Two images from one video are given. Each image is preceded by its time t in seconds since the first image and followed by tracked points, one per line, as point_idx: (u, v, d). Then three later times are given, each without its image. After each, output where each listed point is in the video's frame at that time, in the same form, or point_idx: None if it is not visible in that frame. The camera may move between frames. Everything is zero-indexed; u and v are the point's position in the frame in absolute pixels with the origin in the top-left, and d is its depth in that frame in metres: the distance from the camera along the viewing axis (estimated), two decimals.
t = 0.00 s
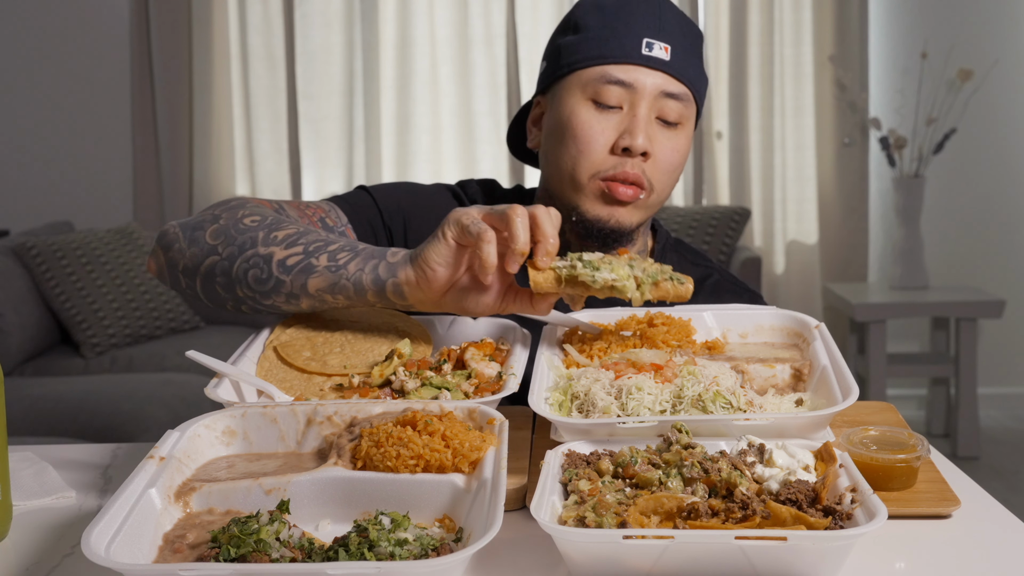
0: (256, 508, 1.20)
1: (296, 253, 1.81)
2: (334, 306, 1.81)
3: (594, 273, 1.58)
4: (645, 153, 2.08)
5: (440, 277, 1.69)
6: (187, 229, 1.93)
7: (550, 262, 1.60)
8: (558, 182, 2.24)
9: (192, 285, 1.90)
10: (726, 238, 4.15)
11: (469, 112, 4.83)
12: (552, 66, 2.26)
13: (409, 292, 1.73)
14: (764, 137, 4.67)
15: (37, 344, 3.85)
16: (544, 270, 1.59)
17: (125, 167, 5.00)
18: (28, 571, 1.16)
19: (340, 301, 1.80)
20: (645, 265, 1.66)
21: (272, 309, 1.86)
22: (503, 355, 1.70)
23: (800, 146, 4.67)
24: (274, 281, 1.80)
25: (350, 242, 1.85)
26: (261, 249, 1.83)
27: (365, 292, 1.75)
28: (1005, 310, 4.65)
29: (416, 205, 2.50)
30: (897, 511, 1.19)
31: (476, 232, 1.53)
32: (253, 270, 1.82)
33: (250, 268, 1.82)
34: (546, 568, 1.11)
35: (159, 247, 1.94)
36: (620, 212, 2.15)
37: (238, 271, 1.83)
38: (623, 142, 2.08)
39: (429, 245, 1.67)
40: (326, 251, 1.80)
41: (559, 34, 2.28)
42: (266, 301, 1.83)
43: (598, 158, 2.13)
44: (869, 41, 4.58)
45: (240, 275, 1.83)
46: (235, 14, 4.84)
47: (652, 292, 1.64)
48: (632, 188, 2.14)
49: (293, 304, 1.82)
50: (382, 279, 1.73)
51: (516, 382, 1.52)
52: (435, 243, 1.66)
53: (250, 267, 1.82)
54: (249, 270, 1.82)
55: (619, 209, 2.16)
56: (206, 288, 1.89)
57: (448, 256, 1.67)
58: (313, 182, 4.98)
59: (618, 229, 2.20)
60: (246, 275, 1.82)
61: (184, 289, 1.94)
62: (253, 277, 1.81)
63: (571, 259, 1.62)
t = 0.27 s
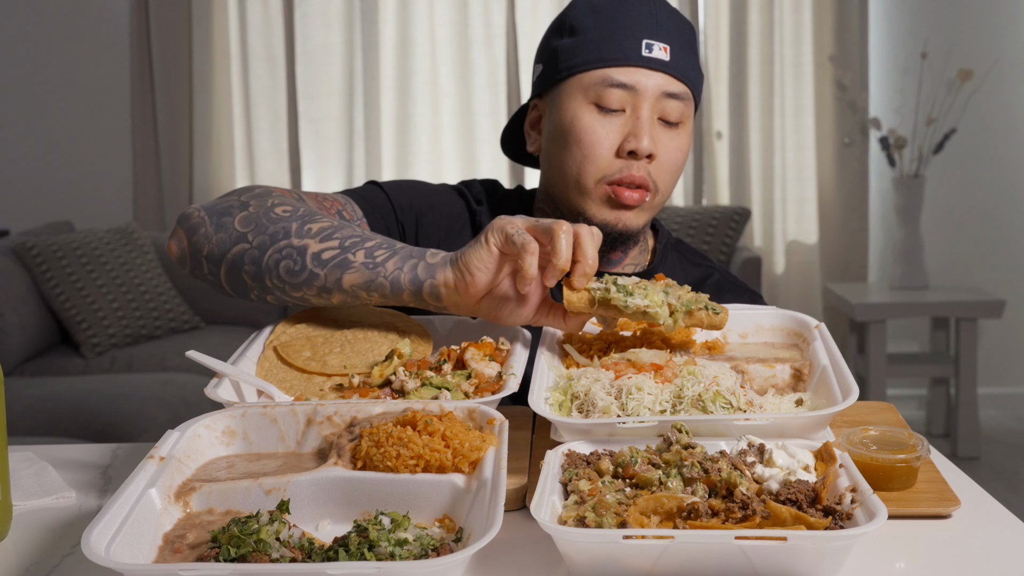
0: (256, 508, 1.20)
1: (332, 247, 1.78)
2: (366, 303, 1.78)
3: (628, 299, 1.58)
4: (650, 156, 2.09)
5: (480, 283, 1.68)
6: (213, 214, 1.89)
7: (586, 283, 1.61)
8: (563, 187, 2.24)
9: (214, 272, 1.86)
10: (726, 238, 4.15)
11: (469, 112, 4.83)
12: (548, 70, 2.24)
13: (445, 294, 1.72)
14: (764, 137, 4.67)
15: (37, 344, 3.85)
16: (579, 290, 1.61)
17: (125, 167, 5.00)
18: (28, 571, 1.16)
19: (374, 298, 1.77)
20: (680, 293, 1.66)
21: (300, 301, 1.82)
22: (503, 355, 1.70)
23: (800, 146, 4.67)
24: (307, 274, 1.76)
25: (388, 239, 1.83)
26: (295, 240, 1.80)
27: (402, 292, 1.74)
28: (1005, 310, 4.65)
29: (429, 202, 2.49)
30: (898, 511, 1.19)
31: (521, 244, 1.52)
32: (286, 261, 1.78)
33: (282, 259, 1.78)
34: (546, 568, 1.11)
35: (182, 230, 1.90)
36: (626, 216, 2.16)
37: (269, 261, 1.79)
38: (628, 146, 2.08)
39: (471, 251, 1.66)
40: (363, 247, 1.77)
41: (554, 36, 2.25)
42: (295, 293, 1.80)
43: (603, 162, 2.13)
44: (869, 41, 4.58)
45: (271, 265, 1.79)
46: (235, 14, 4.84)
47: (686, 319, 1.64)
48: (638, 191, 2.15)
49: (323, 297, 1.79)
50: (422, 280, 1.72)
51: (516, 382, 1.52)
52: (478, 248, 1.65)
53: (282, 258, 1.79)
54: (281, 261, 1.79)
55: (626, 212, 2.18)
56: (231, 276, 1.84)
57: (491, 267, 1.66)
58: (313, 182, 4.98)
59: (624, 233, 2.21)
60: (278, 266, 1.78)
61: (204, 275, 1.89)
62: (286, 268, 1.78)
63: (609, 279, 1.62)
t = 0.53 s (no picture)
0: (256, 508, 1.20)
1: (348, 248, 1.78)
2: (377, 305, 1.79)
3: (635, 343, 1.62)
4: (650, 161, 2.09)
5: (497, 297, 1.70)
6: (228, 210, 1.88)
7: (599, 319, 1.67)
8: (563, 192, 2.25)
9: (224, 267, 1.86)
10: (726, 238, 4.15)
11: (469, 112, 4.83)
12: (547, 73, 2.24)
13: (458, 303, 1.73)
14: (764, 137, 4.67)
15: (37, 344, 3.85)
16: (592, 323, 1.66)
17: (125, 166, 5.00)
18: (28, 571, 1.16)
19: (388, 302, 1.77)
20: (692, 345, 1.69)
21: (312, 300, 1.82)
22: (503, 355, 1.70)
23: (800, 146, 4.67)
24: (322, 274, 1.77)
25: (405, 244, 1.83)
26: (310, 239, 1.80)
27: (416, 296, 1.74)
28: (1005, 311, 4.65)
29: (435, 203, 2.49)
30: (897, 511, 1.19)
31: (541, 266, 1.58)
32: (301, 260, 1.78)
33: (297, 257, 1.79)
34: (546, 568, 1.11)
35: (196, 223, 1.89)
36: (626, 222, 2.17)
37: (284, 259, 1.79)
38: (628, 151, 2.09)
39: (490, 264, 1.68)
40: (379, 249, 1.77)
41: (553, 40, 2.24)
42: (308, 292, 1.80)
43: (603, 168, 2.14)
44: (869, 41, 4.58)
45: (286, 263, 1.79)
46: (235, 14, 4.84)
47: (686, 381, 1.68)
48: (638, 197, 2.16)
49: (336, 298, 1.79)
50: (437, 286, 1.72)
51: (516, 382, 1.52)
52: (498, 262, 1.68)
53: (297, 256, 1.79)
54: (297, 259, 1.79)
55: (626, 218, 2.18)
56: (242, 272, 1.84)
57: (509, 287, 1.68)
58: (313, 182, 4.98)
59: (625, 238, 2.22)
60: (293, 265, 1.79)
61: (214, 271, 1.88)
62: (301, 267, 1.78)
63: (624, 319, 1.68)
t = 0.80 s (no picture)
0: (256, 508, 1.20)
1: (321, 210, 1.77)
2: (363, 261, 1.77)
3: (635, 348, 1.63)
4: (643, 155, 2.08)
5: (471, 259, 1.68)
6: (206, 194, 1.89)
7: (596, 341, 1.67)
8: (560, 187, 2.24)
9: (210, 252, 1.85)
10: (726, 238, 4.15)
11: (469, 112, 4.83)
12: (547, 72, 2.26)
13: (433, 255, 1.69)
14: (764, 137, 4.67)
15: (37, 344, 3.86)
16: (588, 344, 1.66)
17: (125, 166, 5.00)
18: (27, 571, 1.16)
19: (369, 256, 1.75)
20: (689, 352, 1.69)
21: (298, 268, 1.82)
22: (503, 355, 1.70)
23: (800, 146, 4.67)
24: (301, 237, 1.77)
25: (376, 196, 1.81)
26: (285, 206, 1.80)
27: (393, 247, 1.71)
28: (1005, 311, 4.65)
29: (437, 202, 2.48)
30: (897, 511, 1.19)
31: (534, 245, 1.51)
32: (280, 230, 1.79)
33: (276, 226, 1.79)
34: (546, 568, 1.11)
35: (175, 213, 1.89)
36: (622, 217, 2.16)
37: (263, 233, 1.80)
38: (622, 145, 2.08)
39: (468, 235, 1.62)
40: (351, 205, 1.76)
41: (552, 40, 2.27)
42: (292, 260, 1.80)
43: (597, 163, 2.13)
44: (869, 41, 4.58)
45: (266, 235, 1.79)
46: (235, 15, 4.84)
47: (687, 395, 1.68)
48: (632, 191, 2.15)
49: (321, 260, 1.78)
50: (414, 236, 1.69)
51: (516, 382, 1.52)
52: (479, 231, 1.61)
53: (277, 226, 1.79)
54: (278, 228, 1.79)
55: (621, 213, 2.17)
56: (228, 253, 1.84)
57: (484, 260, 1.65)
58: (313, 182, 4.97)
59: (620, 234, 2.21)
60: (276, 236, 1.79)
61: (201, 261, 1.88)
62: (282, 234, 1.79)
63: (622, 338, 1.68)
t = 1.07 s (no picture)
0: (256, 508, 1.20)
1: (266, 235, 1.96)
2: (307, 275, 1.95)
3: (634, 348, 1.63)
4: (612, 136, 2.05)
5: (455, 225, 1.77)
6: (168, 229, 2.09)
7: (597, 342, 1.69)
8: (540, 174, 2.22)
9: (175, 279, 2.05)
10: (727, 238, 4.15)
11: (469, 112, 4.83)
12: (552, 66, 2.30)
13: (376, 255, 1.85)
14: (764, 137, 4.67)
15: (37, 344, 3.86)
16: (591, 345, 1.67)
17: (125, 166, 5.00)
18: (27, 571, 1.16)
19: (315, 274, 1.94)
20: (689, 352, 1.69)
21: (256, 289, 2.01)
22: (503, 355, 1.70)
23: (800, 146, 4.67)
24: (248, 265, 1.95)
25: (311, 215, 1.98)
26: (231, 236, 1.99)
27: (332, 263, 1.90)
28: (1005, 310, 4.65)
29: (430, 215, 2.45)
30: (897, 511, 1.19)
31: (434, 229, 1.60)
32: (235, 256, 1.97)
33: (225, 255, 1.97)
34: (546, 568, 1.11)
35: (147, 249, 2.10)
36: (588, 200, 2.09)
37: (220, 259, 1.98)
38: (592, 125, 2.05)
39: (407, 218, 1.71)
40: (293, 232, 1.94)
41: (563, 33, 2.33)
42: (247, 284, 1.99)
43: (570, 142, 2.10)
44: (869, 41, 4.58)
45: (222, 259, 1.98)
46: (235, 14, 4.84)
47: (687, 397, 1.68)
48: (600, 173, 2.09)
49: (273, 283, 1.98)
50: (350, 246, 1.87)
51: (516, 382, 1.52)
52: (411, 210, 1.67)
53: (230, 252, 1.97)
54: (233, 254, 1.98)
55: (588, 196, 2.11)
56: (190, 280, 2.03)
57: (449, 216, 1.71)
58: (313, 182, 4.97)
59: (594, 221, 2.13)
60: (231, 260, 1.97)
61: (170, 285, 2.08)
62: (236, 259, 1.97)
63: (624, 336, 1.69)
